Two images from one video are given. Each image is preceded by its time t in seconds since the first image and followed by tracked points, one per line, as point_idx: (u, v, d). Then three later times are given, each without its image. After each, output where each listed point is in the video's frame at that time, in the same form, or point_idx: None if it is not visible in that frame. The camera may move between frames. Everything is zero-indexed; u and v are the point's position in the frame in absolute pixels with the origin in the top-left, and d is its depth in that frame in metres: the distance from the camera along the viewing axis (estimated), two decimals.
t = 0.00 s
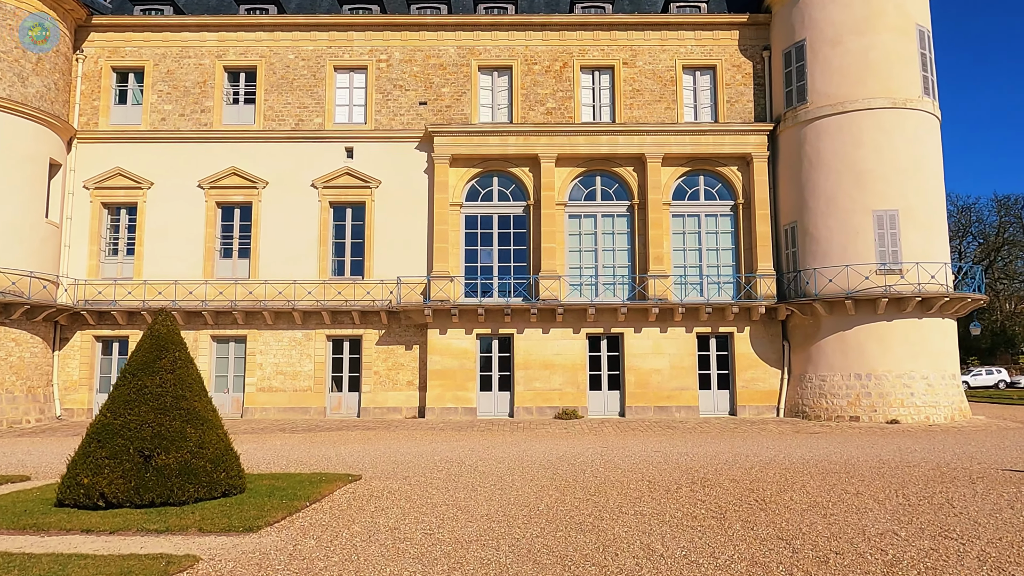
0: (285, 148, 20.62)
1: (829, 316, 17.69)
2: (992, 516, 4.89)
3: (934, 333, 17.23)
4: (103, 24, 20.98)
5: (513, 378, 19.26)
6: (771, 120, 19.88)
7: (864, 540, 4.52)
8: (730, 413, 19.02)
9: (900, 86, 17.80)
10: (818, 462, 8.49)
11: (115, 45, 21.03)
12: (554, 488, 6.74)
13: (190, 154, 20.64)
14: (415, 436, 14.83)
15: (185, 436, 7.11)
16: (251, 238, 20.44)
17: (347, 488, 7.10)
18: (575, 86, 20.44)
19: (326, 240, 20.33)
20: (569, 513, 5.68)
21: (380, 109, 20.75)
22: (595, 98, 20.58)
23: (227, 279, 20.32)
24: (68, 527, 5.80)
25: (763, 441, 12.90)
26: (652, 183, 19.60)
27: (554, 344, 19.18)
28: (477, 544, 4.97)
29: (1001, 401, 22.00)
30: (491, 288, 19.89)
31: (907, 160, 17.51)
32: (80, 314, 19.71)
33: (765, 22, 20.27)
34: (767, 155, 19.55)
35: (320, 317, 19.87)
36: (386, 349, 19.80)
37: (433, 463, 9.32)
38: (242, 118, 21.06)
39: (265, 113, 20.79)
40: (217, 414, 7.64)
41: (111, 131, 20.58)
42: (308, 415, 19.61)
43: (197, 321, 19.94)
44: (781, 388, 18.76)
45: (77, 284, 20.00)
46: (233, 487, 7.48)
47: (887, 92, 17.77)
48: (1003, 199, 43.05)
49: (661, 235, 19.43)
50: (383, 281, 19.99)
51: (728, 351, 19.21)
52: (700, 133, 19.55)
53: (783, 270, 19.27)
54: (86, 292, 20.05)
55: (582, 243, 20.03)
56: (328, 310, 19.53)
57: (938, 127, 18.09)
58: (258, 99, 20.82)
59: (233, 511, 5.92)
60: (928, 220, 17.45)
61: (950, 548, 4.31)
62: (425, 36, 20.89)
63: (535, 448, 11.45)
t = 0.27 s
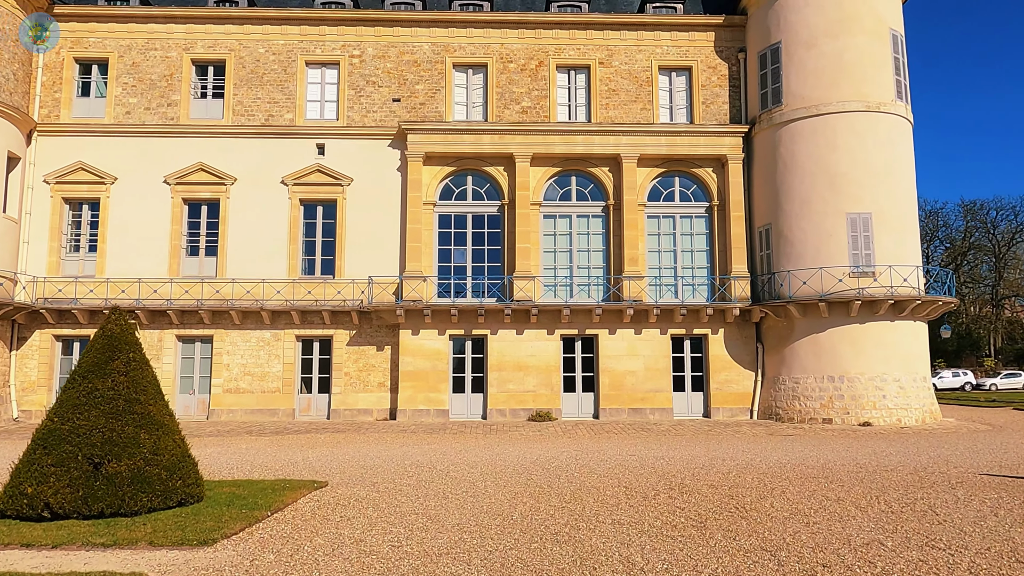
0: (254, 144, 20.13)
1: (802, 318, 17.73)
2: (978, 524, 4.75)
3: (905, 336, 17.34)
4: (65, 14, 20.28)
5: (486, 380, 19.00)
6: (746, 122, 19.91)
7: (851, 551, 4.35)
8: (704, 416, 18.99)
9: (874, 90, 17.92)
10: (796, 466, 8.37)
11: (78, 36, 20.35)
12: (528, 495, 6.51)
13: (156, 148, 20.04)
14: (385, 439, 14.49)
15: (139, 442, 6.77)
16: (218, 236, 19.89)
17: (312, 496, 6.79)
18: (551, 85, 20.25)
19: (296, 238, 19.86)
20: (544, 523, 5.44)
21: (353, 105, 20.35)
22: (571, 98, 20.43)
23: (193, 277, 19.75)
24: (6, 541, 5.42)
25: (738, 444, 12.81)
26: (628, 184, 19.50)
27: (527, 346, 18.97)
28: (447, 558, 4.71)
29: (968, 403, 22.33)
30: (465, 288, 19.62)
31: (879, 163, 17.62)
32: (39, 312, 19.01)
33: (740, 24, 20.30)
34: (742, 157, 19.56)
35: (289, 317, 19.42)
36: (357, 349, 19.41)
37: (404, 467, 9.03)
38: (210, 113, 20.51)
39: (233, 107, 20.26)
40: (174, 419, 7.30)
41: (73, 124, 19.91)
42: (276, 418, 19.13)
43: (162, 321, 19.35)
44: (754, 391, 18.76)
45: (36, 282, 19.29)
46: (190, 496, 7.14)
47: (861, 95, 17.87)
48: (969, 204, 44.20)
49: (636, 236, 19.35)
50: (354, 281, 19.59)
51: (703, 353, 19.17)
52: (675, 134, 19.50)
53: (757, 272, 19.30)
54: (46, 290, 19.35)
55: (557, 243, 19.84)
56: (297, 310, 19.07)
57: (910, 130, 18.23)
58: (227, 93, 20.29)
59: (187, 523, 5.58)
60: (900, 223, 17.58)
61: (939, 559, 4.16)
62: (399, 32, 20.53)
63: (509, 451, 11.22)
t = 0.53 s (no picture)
0: (222, 138, 19.61)
1: (776, 319, 17.76)
2: (963, 528, 4.62)
3: (877, 337, 17.43)
4: (26, 2, 19.57)
5: (459, 380, 18.72)
6: (721, 122, 19.91)
7: (836, 558, 4.18)
8: (678, 417, 18.93)
9: (848, 92, 18.01)
10: (773, 468, 8.26)
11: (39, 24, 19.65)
12: (501, 500, 6.27)
13: (120, 141, 19.42)
14: (354, 441, 14.13)
15: (88, 445, 6.43)
16: (185, 232, 19.34)
17: (274, 501, 6.48)
18: (527, 83, 20.05)
19: (265, 235, 19.39)
20: (517, 530, 5.21)
21: (324, 101, 19.93)
22: (546, 96, 20.24)
23: (158, 275, 19.17)
24: None
25: (713, 445, 12.71)
26: (603, 183, 19.38)
27: (501, 346, 18.73)
28: (415, 569, 4.45)
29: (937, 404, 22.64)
30: (438, 287, 19.33)
31: (853, 164, 17.71)
32: None
33: (716, 25, 20.31)
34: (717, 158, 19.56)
35: (258, 315, 18.95)
36: (327, 349, 18.99)
37: (373, 470, 8.75)
38: (177, 106, 19.95)
39: (201, 100, 19.73)
40: (127, 421, 6.95)
41: (33, 115, 19.22)
42: (243, 419, 18.64)
43: (125, 319, 18.75)
44: (728, 392, 18.75)
45: None
46: (144, 502, 6.79)
47: (835, 97, 17.96)
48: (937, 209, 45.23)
49: (611, 236, 19.23)
50: (325, 279, 19.18)
51: (677, 354, 19.12)
52: (651, 134, 19.42)
53: (731, 273, 19.30)
54: (3, 287, 18.65)
55: (532, 242, 19.64)
56: (266, 308, 18.61)
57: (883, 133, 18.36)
58: (195, 86, 19.74)
59: (137, 532, 5.25)
60: (873, 224, 17.68)
61: (927, 566, 4.00)
62: (373, 27, 20.16)
63: (482, 453, 10.99)
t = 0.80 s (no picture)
0: (191, 135, 19.11)
1: (752, 322, 17.77)
2: (950, 538, 4.49)
3: (851, 341, 17.50)
4: None
5: (433, 384, 18.44)
6: (697, 125, 19.91)
7: (824, 572, 4.02)
8: (654, 420, 18.85)
9: (823, 96, 18.11)
10: (752, 474, 8.15)
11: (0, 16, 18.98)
12: (476, 510, 6.04)
13: (84, 137, 18.83)
14: (324, 446, 13.78)
15: (34, 455, 6.09)
16: (152, 231, 18.80)
17: (236, 512, 6.17)
18: (503, 83, 19.86)
19: (235, 235, 18.92)
20: (492, 542, 4.98)
21: (297, 98, 19.53)
22: (523, 97, 20.07)
23: (123, 275, 18.61)
24: None
25: (689, 450, 12.61)
26: (580, 185, 19.25)
27: (476, 349, 18.49)
28: None
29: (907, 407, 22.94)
30: (412, 289, 19.03)
31: (828, 169, 17.80)
32: None
33: (693, 28, 20.32)
34: (693, 161, 19.56)
35: (227, 317, 18.48)
36: (298, 352, 18.58)
37: (343, 477, 8.46)
38: (144, 102, 19.41)
39: (169, 97, 19.21)
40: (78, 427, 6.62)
41: None
42: (211, 424, 18.14)
43: (88, 320, 18.16)
44: (704, 395, 18.72)
45: None
46: (94, 514, 6.49)
47: (811, 101, 18.05)
48: (905, 214, 46.13)
49: (587, 238, 19.11)
50: (296, 280, 18.77)
51: (653, 357, 19.05)
52: (628, 136, 19.34)
53: (707, 276, 19.29)
54: None
55: (507, 244, 19.44)
56: (235, 310, 18.15)
57: (857, 138, 18.49)
58: (163, 81, 19.22)
59: (85, 547, 4.93)
60: (847, 229, 17.77)
61: None
62: (347, 24, 19.81)
63: (457, 459, 10.75)
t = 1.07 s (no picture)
0: (157, 129, 18.55)
1: (726, 324, 17.77)
2: (941, 544, 4.36)
3: (825, 343, 17.58)
4: None
5: (405, 386, 18.12)
6: (673, 127, 19.90)
7: None
8: (628, 423, 18.75)
9: (797, 99, 18.20)
10: (731, 477, 8.03)
11: None
12: (451, 516, 5.81)
13: (45, 129, 18.16)
14: (292, 449, 13.39)
15: None
16: (115, 228, 18.20)
17: (197, 521, 5.84)
18: (478, 81, 19.63)
19: (202, 233, 18.40)
20: (468, 551, 4.75)
21: (267, 94, 19.09)
22: (498, 95, 19.86)
23: (85, 273, 17.98)
24: None
25: (665, 452, 12.51)
26: (555, 185, 19.10)
27: (449, 350, 18.22)
28: None
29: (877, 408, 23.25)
30: (385, 289, 18.70)
31: (802, 171, 17.89)
32: None
33: (669, 29, 20.30)
34: (669, 162, 19.53)
35: (193, 317, 17.96)
36: (266, 353, 18.12)
37: (312, 482, 8.15)
38: (108, 95, 18.80)
39: (134, 90, 18.63)
40: (27, 433, 6.21)
41: None
42: (175, 426, 17.60)
43: (47, 320, 17.51)
44: (678, 397, 18.68)
45: None
46: (42, 526, 6.08)
47: (785, 103, 18.12)
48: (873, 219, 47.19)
49: (563, 239, 18.96)
50: (265, 279, 18.31)
51: (628, 359, 18.96)
52: (603, 137, 19.24)
53: (682, 278, 19.26)
54: None
55: (482, 244, 19.20)
56: (201, 309, 17.64)
57: (831, 141, 18.62)
58: (128, 74, 18.64)
59: (29, 561, 4.57)
60: (821, 231, 17.87)
61: None
62: (319, 18, 19.41)
63: (430, 462, 10.50)
